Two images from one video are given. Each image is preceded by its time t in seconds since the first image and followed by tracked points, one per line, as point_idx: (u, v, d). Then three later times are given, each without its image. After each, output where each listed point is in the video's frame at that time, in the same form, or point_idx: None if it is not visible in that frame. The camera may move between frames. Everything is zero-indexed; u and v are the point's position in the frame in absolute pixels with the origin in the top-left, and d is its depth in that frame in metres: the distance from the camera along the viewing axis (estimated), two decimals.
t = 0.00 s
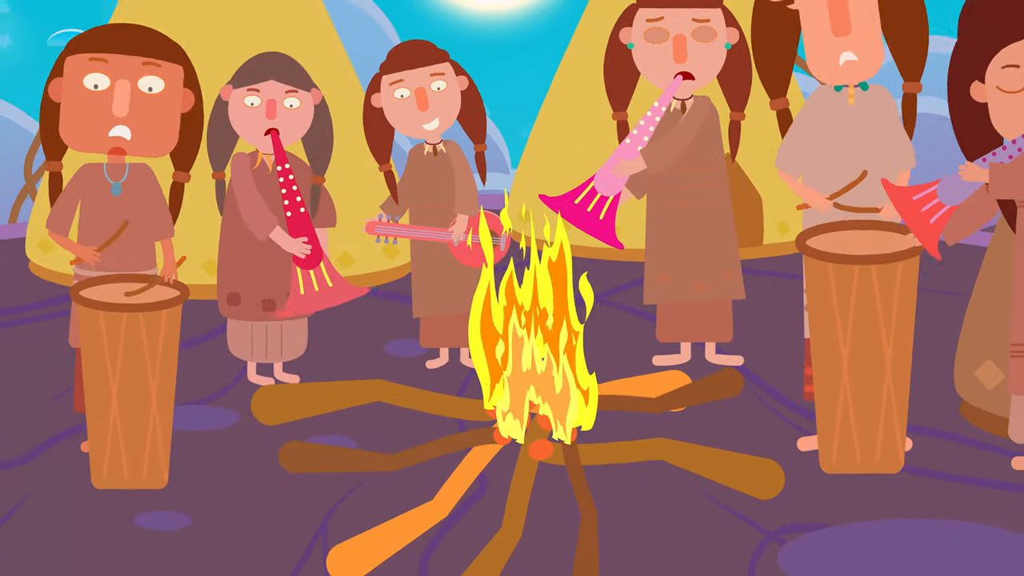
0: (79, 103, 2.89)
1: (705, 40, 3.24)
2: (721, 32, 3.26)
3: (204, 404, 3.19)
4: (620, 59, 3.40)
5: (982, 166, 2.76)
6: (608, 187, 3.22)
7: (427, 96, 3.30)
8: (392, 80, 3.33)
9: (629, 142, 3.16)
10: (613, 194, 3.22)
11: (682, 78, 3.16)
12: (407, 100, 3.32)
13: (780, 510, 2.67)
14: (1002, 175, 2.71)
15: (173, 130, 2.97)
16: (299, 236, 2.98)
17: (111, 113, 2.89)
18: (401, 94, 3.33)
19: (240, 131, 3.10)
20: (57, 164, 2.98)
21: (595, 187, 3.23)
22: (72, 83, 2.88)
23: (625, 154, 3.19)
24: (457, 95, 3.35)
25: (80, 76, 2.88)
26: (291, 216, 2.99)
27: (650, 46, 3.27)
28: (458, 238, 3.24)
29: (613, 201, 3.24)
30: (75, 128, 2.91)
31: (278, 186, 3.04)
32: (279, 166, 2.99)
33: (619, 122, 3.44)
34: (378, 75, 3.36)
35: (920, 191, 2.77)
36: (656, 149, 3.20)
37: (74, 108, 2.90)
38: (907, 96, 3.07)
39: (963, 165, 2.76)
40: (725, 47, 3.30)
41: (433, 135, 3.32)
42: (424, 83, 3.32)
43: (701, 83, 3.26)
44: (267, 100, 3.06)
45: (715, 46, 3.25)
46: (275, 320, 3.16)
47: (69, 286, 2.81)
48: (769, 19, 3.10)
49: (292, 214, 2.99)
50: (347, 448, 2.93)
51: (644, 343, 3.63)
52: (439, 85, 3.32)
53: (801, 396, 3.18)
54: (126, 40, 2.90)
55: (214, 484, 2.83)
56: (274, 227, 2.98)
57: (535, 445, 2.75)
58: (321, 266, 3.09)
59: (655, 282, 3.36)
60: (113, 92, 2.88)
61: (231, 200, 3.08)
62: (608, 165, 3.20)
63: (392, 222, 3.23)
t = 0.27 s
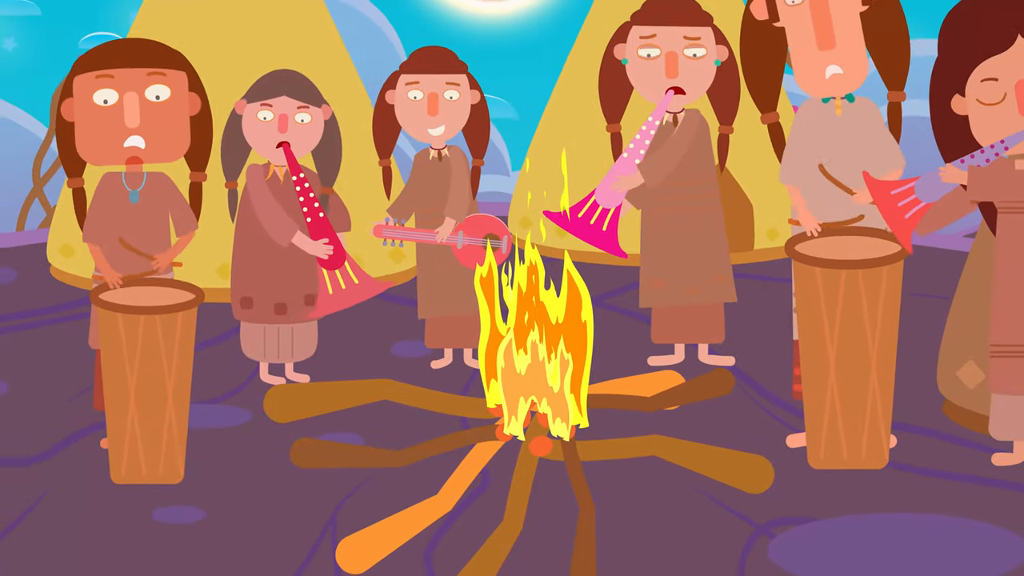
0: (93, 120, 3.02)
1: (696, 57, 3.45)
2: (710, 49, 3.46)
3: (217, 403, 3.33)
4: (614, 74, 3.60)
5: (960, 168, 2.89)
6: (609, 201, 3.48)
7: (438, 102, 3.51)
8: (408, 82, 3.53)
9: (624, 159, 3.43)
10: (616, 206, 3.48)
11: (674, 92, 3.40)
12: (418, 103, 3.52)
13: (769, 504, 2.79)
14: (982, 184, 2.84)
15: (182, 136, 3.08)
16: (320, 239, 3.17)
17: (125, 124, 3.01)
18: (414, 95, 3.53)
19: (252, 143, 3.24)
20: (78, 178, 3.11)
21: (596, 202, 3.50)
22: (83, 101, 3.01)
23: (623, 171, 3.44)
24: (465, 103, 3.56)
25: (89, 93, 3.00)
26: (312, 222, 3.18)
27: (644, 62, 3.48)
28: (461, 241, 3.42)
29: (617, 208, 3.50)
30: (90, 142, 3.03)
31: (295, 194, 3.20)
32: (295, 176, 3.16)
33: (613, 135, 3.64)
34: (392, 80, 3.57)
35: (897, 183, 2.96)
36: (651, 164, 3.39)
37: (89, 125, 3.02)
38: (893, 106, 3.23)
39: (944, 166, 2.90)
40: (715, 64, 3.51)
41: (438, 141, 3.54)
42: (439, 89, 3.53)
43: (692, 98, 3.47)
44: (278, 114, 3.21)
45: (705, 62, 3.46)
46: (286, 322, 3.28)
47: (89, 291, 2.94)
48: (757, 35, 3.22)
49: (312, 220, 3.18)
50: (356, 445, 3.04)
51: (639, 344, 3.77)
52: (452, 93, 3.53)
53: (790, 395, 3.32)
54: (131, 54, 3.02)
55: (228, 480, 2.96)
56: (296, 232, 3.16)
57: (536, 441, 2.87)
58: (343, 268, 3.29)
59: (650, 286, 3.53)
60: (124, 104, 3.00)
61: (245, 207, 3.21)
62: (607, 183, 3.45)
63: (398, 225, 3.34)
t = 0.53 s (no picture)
0: (115, 128, 3.15)
1: (693, 64, 3.56)
2: (707, 55, 3.57)
3: (230, 402, 3.47)
4: (615, 83, 3.71)
5: (940, 165, 3.01)
6: (600, 195, 3.51)
7: (449, 116, 3.72)
8: (419, 98, 3.75)
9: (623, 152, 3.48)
10: (606, 202, 3.53)
11: (674, 99, 3.47)
12: (430, 117, 3.74)
13: (758, 500, 2.93)
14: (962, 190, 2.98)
15: (200, 148, 3.21)
16: (342, 238, 3.28)
17: (144, 133, 3.13)
18: (426, 110, 3.75)
19: (265, 156, 3.38)
20: (95, 183, 3.23)
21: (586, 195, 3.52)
22: (106, 109, 3.14)
23: (619, 163, 3.49)
24: (474, 116, 3.77)
25: (113, 101, 3.13)
26: (331, 224, 3.28)
27: (643, 70, 3.59)
28: (465, 248, 3.56)
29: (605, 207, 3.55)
30: (111, 148, 3.16)
31: (312, 202, 3.34)
32: (309, 183, 3.28)
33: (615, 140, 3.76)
34: (405, 97, 3.79)
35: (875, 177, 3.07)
36: (645, 163, 3.49)
37: (110, 132, 3.16)
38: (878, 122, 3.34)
39: (924, 164, 3.00)
40: (712, 70, 3.61)
41: (450, 153, 3.75)
42: (449, 103, 3.75)
43: (690, 104, 3.57)
44: (290, 128, 3.35)
45: (702, 69, 3.57)
46: (297, 325, 3.40)
47: (107, 293, 3.06)
48: (761, 43, 3.37)
49: (331, 223, 3.28)
50: (363, 442, 3.16)
51: (636, 345, 3.92)
52: (462, 107, 3.75)
53: (780, 394, 3.46)
54: (155, 67, 3.15)
55: (241, 477, 3.09)
56: (317, 236, 3.28)
57: (537, 439, 2.98)
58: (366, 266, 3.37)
59: (646, 289, 3.66)
60: (145, 114, 3.13)
61: (259, 216, 3.35)
62: (601, 175, 3.49)
63: (408, 230, 3.49)
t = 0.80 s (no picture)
0: (131, 137, 3.27)
1: (691, 70, 3.67)
2: (704, 62, 3.68)
3: (241, 401, 3.60)
4: (618, 91, 3.84)
5: (927, 181, 3.14)
6: (593, 188, 3.65)
7: (460, 120, 3.85)
8: (429, 105, 3.88)
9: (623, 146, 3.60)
10: (597, 195, 3.66)
11: (673, 105, 3.62)
12: (442, 122, 3.87)
13: (748, 495, 3.06)
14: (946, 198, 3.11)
15: (214, 155, 3.33)
16: (362, 229, 3.43)
17: (158, 143, 3.25)
18: (436, 116, 3.88)
19: (276, 160, 3.50)
20: (113, 189, 3.36)
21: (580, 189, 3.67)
22: (122, 119, 3.26)
23: (616, 157, 3.61)
24: (484, 119, 3.90)
25: (129, 112, 3.25)
26: (350, 220, 3.44)
27: (644, 77, 3.70)
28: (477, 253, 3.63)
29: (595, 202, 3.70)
30: (128, 157, 3.28)
31: (328, 201, 3.48)
32: (323, 184, 3.45)
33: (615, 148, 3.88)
34: (415, 104, 3.92)
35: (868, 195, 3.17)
36: (642, 159, 3.64)
37: (126, 142, 3.28)
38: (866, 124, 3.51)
39: (911, 181, 3.14)
40: (711, 74, 3.72)
41: (462, 156, 3.88)
42: (458, 107, 3.88)
43: (690, 108, 3.69)
44: (301, 134, 3.47)
45: (700, 75, 3.68)
46: (307, 326, 3.52)
47: (124, 296, 3.19)
48: (738, 62, 3.60)
49: (350, 218, 3.44)
50: (369, 439, 3.28)
51: (632, 346, 4.05)
52: (472, 110, 3.88)
53: (771, 393, 3.60)
54: (169, 78, 3.27)
55: (253, 473, 3.22)
56: (339, 232, 3.44)
57: (537, 436, 3.08)
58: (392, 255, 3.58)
59: (644, 292, 3.79)
60: (160, 124, 3.25)
61: (271, 220, 3.48)
62: (598, 167, 3.62)
63: (420, 231, 3.53)
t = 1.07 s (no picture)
0: (144, 148, 3.40)
1: (689, 77, 3.80)
2: (701, 69, 3.80)
3: (252, 400, 3.74)
4: (618, 100, 3.96)
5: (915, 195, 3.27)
6: (587, 185, 3.80)
7: (457, 135, 3.98)
8: (429, 119, 4.02)
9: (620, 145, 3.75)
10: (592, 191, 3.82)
11: (670, 112, 3.75)
12: (440, 136, 4.01)
13: (739, 490, 3.19)
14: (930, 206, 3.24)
15: (224, 162, 3.47)
16: (381, 220, 3.54)
17: (171, 152, 3.38)
18: (435, 130, 4.02)
19: (287, 165, 3.66)
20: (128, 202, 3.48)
21: (574, 185, 3.81)
22: (135, 131, 3.39)
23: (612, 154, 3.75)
24: (481, 135, 4.04)
25: (141, 124, 3.37)
26: (367, 213, 3.56)
27: (644, 84, 3.83)
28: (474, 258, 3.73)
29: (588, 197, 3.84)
30: (141, 167, 3.41)
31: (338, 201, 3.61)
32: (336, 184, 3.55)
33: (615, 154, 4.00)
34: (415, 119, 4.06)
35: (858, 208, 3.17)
36: (641, 161, 3.76)
37: (139, 153, 3.40)
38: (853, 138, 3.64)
39: (900, 195, 3.28)
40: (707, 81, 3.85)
41: (458, 170, 4.02)
42: (457, 123, 4.02)
43: (688, 114, 3.82)
44: (311, 140, 3.62)
45: (697, 82, 3.80)
46: (316, 327, 3.65)
47: (140, 300, 3.31)
48: (737, 68, 3.69)
49: (367, 212, 3.56)
50: (376, 437, 3.41)
51: (629, 347, 4.20)
52: (470, 126, 4.02)
53: (762, 392, 3.74)
54: (177, 90, 3.39)
55: (263, 469, 3.35)
56: (357, 225, 3.55)
57: (537, 433, 3.21)
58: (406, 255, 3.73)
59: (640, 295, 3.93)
60: (171, 134, 3.37)
61: (281, 224, 3.61)
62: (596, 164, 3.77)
63: (422, 241, 3.54)
